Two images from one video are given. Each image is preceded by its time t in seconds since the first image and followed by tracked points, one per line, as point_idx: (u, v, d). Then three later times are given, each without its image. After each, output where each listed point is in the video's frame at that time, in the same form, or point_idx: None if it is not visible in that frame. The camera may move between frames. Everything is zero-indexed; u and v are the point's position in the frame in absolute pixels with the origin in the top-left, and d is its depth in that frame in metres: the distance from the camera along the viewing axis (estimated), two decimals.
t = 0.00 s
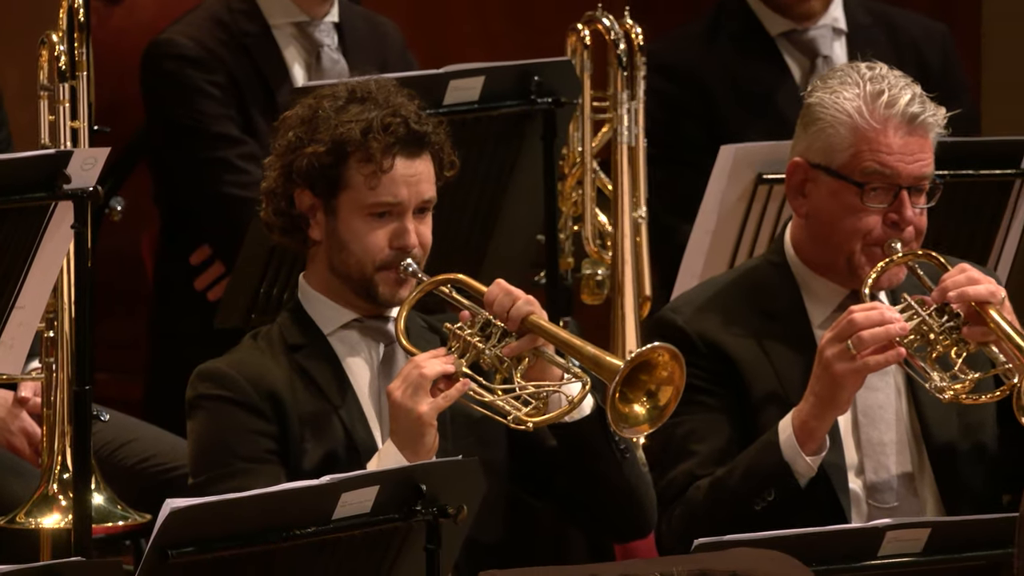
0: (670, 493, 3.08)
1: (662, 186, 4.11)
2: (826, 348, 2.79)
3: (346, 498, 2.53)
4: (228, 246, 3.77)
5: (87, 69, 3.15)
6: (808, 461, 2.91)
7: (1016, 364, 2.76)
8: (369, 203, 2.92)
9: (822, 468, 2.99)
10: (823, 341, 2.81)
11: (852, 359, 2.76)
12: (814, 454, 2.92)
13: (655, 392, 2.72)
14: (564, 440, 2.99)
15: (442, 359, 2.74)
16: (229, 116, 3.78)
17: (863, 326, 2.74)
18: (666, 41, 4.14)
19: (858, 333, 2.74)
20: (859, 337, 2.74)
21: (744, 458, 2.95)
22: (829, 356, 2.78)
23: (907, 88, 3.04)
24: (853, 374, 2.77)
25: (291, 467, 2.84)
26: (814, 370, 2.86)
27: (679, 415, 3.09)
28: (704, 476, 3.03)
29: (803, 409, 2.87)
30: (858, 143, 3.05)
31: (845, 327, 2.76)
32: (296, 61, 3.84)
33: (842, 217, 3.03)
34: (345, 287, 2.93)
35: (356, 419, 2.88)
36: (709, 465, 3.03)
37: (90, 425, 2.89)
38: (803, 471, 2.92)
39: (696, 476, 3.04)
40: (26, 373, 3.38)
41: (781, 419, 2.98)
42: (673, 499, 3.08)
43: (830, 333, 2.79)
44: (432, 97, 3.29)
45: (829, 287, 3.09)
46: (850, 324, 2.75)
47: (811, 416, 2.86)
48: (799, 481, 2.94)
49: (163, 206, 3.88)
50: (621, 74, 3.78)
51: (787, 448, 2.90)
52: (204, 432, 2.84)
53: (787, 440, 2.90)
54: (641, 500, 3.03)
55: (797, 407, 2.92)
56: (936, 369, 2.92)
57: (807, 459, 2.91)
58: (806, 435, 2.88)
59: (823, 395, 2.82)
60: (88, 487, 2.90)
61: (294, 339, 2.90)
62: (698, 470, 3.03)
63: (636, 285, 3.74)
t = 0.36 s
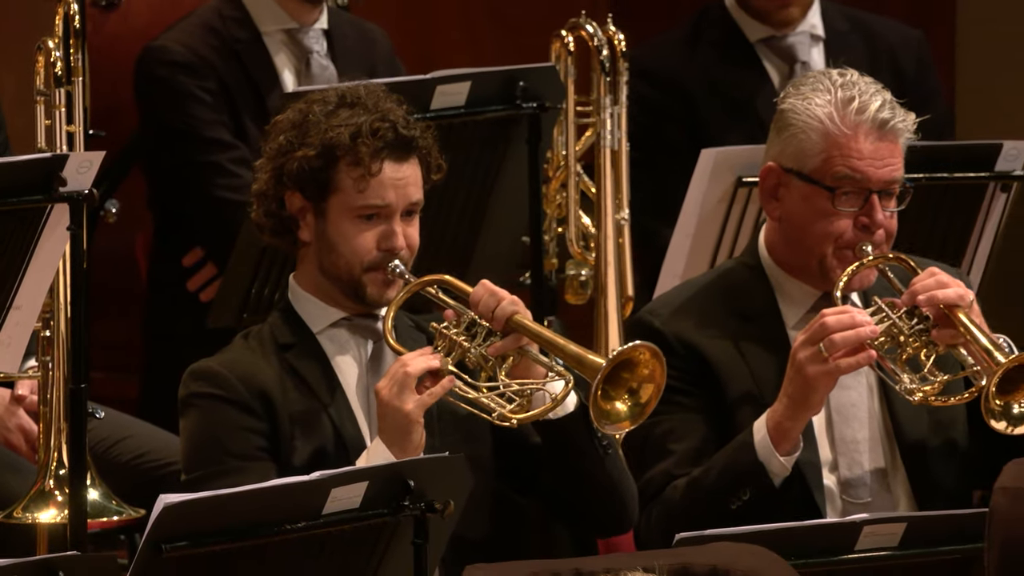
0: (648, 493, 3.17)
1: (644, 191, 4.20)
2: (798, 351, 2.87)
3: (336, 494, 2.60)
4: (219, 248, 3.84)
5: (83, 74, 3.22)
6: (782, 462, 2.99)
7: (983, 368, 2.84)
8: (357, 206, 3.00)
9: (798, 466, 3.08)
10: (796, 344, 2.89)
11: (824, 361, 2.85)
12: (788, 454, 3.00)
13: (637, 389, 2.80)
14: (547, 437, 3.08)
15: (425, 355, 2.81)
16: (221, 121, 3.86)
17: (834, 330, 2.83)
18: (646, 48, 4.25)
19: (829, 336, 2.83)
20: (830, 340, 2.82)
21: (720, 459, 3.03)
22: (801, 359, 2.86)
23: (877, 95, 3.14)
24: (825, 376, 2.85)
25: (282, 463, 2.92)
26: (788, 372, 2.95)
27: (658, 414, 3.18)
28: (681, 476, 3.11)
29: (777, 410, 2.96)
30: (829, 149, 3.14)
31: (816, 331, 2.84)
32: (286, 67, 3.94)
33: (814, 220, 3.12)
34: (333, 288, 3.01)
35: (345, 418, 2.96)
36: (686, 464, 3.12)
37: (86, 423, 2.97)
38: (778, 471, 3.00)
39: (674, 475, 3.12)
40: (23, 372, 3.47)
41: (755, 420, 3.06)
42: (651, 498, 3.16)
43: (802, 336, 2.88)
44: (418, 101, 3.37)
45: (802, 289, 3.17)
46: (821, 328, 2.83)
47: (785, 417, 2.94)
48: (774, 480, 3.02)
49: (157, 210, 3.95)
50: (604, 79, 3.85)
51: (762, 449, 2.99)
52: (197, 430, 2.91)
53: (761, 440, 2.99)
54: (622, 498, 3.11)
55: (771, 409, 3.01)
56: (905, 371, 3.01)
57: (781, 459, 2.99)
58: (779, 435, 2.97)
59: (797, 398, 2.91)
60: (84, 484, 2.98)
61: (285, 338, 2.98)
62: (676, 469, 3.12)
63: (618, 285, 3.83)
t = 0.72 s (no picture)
0: (629, 490, 3.25)
1: (626, 194, 4.29)
2: (775, 355, 2.95)
3: (326, 490, 2.68)
4: (211, 249, 3.93)
5: (78, 79, 3.31)
6: (759, 462, 3.08)
7: (956, 373, 2.93)
8: (345, 209, 3.08)
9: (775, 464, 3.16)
10: (774, 348, 2.97)
11: (800, 365, 2.93)
12: (765, 454, 3.09)
13: (618, 391, 2.89)
14: (531, 436, 3.16)
15: (410, 354, 2.88)
16: (213, 126, 3.94)
17: (811, 335, 2.91)
18: (629, 53, 4.33)
19: (806, 341, 2.91)
20: (807, 345, 2.90)
21: (698, 459, 3.12)
22: (778, 362, 2.95)
23: (853, 102, 3.23)
24: (801, 379, 2.94)
25: (272, 461, 3.00)
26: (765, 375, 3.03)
27: (640, 414, 3.26)
28: (661, 474, 3.20)
29: (755, 412, 3.04)
30: (807, 155, 3.23)
31: (794, 335, 2.92)
32: (277, 73, 4.01)
33: (792, 224, 3.21)
34: (322, 289, 3.09)
35: (333, 417, 3.04)
36: (666, 463, 3.21)
37: (81, 421, 3.05)
38: (755, 471, 3.09)
39: (654, 474, 3.21)
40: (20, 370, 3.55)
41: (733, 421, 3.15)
42: (632, 495, 3.25)
43: (780, 340, 2.96)
44: (406, 106, 3.45)
45: (780, 291, 3.26)
46: (798, 333, 2.92)
47: (764, 419, 3.03)
48: (751, 480, 3.11)
49: (150, 212, 4.05)
50: (588, 85, 3.94)
51: (739, 450, 3.07)
52: (189, 428, 2.99)
53: (739, 441, 3.07)
54: (604, 495, 3.19)
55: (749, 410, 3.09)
56: (881, 374, 3.08)
57: (759, 460, 3.08)
58: (757, 436, 3.06)
59: (774, 400, 2.99)
60: (79, 480, 3.06)
61: (275, 339, 3.06)
62: (657, 468, 3.21)
63: (601, 288, 3.89)
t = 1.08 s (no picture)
0: (614, 484, 3.33)
1: (611, 197, 4.38)
2: (758, 347, 3.04)
3: (317, 485, 2.75)
4: (203, 250, 3.99)
5: (75, 85, 3.42)
6: (744, 452, 3.17)
7: (935, 360, 3.01)
8: (335, 210, 3.17)
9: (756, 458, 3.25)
10: (757, 339, 3.06)
11: (783, 356, 3.02)
12: (750, 444, 3.18)
13: (604, 380, 2.97)
14: (518, 430, 3.25)
15: (403, 351, 2.95)
16: (206, 131, 4.01)
17: (793, 325, 2.99)
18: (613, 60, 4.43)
19: (788, 332, 2.99)
20: (789, 335, 2.99)
21: (684, 449, 3.20)
22: (761, 354, 3.03)
23: (831, 102, 3.32)
24: (784, 369, 3.02)
25: (264, 456, 3.07)
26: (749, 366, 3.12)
27: (625, 408, 3.34)
28: (648, 466, 3.28)
29: (740, 403, 3.13)
30: (787, 153, 3.32)
31: (777, 326, 3.01)
32: (268, 79, 4.09)
33: (774, 222, 3.29)
34: (314, 290, 3.16)
35: (324, 413, 3.12)
36: (652, 456, 3.28)
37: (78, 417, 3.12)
38: (740, 460, 3.18)
39: (640, 466, 3.29)
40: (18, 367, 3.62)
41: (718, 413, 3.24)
42: (617, 489, 3.33)
43: (763, 332, 3.04)
44: (394, 110, 3.54)
45: (762, 290, 3.34)
46: (781, 324, 3.00)
47: (748, 409, 3.12)
48: (736, 470, 3.20)
49: (143, 213, 4.13)
50: (573, 90, 4.02)
51: (724, 438, 3.16)
52: (183, 425, 3.07)
53: (725, 432, 3.16)
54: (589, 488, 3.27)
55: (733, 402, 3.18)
56: (861, 363, 3.18)
57: (744, 450, 3.17)
58: (741, 427, 3.15)
59: (758, 391, 3.08)
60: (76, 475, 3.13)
61: (266, 337, 3.13)
62: (642, 460, 3.28)
63: (585, 287, 3.98)
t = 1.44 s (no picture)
0: (600, 480, 3.41)
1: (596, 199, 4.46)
2: (743, 350, 3.12)
3: (307, 481, 2.82)
4: (197, 252, 4.07)
5: (71, 89, 3.48)
6: (727, 452, 3.25)
7: (915, 365, 3.11)
8: (324, 211, 3.25)
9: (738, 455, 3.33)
10: (741, 342, 3.14)
11: (766, 359, 3.10)
12: (733, 445, 3.26)
13: (589, 375, 3.06)
14: (505, 426, 3.34)
15: (392, 346, 3.04)
16: (200, 134, 4.10)
17: (774, 329, 3.08)
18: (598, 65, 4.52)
19: (771, 336, 3.08)
20: (772, 339, 3.07)
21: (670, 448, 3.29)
22: (745, 357, 3.11)
23: (813, 109, 3.41)
24: (767, 372, 3.10)
25: (256, 452, 3.16)
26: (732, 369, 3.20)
27: (611, 407, 3.42)
28: (633, 464, 3.36)
29: (723, 405, 3.22)
30: (770, 159, 3.41)
31: (760, 330, 3.09)
32: (261, 84, 4.18)
33: (758, 226, 3.38)
34: (305, 291, 3.25)
35: (314, 409, 3.20)
36: (638, 453, 3.37)
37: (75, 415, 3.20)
38: (723, 460, 3.26)
39: (626, 464, 3.37)
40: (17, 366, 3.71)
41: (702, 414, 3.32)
42: (602, 485, 3.41)
43: (746, 335, 3.12)
44: (384, 114, 3.61)
45: (743, 291, 3.44)
46: (764, 328, 3.08)
47: (731, 411, 3.20)
48: (720, 470, 3.27)
49: (139, 214, 4.22)
50: (558, 94, 4.12)
51: (709, 440, 3.24)
52: (177, 423, 3.15)
53: (709, 432, 3.24)
54: (574, 483, 3.36)
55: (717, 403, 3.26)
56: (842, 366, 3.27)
57: (727, 450, 3.25)
58: (725, 428, 3.23)
59: (741, 392, 3.16)
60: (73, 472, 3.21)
61: (258, 337, 3.22)
62: (627, 458, 3.37)
63: (570, 287, 4.06)
